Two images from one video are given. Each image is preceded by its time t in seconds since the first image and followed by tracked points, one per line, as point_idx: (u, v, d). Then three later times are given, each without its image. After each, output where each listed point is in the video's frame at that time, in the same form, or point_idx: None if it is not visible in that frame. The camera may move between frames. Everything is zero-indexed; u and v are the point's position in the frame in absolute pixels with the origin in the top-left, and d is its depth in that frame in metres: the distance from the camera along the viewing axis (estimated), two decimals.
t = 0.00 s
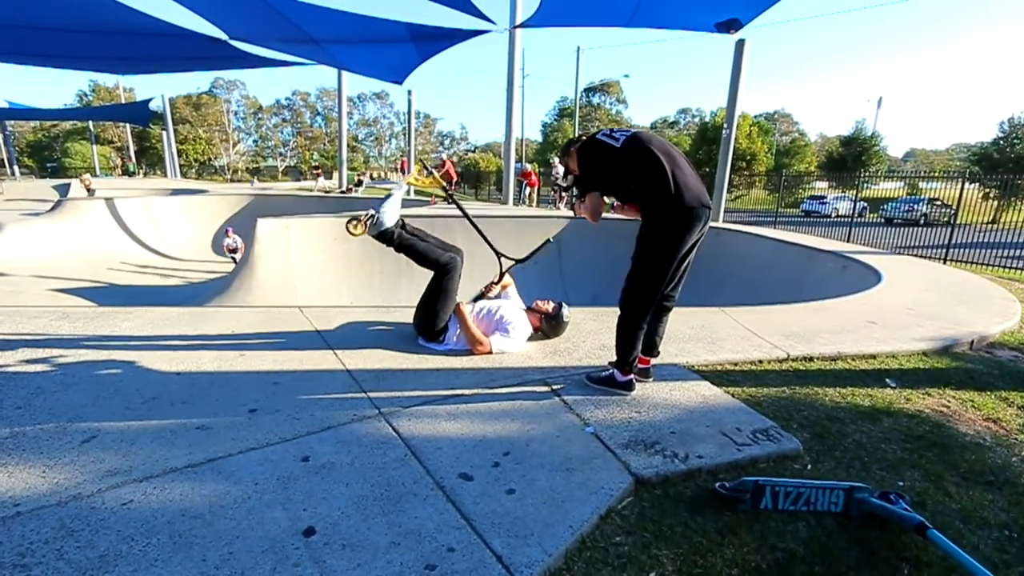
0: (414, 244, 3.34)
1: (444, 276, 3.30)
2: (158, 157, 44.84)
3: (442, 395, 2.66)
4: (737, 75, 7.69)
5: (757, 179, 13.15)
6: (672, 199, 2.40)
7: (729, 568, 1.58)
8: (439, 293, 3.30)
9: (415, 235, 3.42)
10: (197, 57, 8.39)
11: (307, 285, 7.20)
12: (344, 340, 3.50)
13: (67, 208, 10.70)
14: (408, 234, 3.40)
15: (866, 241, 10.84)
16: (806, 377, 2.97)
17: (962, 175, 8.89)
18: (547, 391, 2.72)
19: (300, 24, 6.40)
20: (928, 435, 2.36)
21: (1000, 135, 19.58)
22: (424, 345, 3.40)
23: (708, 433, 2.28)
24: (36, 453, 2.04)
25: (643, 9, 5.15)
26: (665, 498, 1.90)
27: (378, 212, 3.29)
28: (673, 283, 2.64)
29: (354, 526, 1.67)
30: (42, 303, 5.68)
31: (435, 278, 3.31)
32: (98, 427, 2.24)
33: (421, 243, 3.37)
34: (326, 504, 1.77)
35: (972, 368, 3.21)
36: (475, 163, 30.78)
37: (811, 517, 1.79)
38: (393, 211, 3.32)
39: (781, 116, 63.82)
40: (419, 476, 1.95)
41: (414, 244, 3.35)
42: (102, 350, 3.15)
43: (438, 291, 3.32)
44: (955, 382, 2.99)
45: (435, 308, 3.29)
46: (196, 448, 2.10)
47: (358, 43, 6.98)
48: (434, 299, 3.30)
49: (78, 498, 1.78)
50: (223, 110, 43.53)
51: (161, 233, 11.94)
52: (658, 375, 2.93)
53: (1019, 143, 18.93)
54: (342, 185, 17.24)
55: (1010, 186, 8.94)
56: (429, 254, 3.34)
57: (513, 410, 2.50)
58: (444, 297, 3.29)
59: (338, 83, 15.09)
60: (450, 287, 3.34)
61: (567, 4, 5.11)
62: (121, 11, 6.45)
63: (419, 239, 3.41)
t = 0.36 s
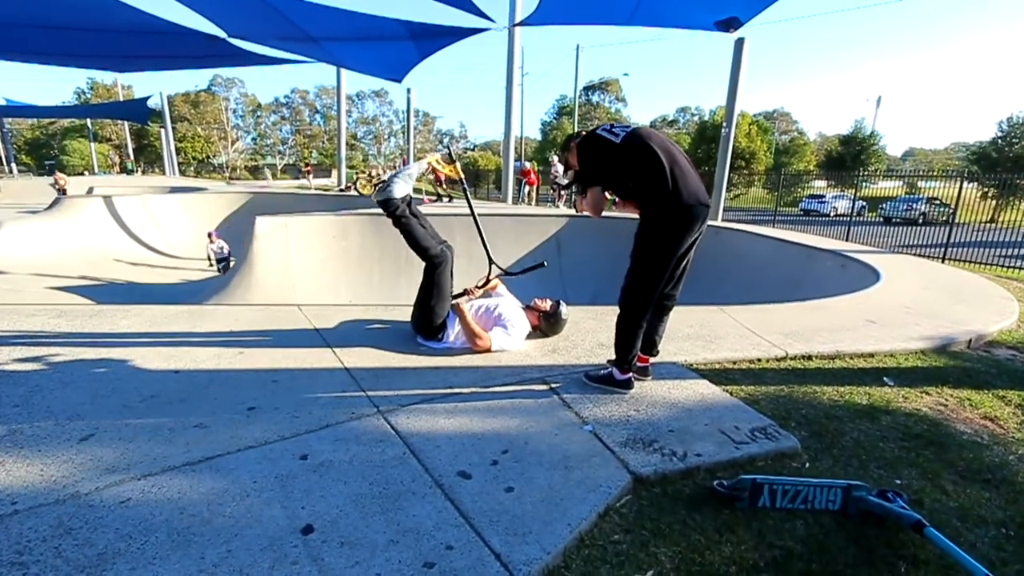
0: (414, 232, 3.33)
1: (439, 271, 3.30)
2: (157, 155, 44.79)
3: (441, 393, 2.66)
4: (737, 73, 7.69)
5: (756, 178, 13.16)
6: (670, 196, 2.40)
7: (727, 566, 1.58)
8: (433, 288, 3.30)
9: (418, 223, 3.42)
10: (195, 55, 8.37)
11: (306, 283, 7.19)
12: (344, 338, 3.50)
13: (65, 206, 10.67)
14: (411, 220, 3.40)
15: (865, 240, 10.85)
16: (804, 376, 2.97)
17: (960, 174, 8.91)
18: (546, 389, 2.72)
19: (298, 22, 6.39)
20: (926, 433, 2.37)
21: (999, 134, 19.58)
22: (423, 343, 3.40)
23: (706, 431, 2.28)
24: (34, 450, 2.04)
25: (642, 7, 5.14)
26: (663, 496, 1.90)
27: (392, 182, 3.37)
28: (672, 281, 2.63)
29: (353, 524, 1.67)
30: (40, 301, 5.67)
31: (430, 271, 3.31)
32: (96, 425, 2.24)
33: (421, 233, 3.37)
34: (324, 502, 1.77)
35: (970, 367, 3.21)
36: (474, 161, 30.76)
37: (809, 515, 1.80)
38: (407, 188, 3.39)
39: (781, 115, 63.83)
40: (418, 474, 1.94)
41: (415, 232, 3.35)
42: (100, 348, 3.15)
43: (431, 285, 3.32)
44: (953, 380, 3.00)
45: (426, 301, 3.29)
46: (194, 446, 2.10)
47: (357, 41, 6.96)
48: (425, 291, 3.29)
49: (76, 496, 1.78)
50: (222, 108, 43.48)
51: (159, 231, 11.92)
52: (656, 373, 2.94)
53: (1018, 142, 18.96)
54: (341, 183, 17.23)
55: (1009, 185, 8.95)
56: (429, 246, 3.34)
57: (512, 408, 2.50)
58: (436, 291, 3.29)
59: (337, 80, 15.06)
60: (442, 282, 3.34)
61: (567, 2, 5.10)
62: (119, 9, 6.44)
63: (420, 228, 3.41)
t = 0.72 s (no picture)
0: (410, 233, 3.32)
1: (435, 273, 3.30)
2: (150, 156, 44.55)
3: (436, 395, 2.66)
4: (730, 75, 7.73)
5: (750, 179, 13.23)
6: (663, 198, 2.41)
7: (722, 566, 1.58)
8: (428, 289, 3.30)
9: (414, 223, 3.40)
10: (189, 57, 8.34)
11: (300, 285, 7.16)
12: (338, 340, 3.49)
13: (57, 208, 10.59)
14: (408, 220, 3.37)
15: (858, 240, 10.94)
16: (798, 376, 2.99)
17: (951, 175, 8.99)
18: (541, 391, 2.73)
19: (293, 24, 6.38)
20: (918, 433, 2.39)
21: (989, 135, 19.77)
22: (418, 345, 3.40)
23: (701, 432, 2.29)
24: (25, 455, 2.02)
25: (636, 10, 5.16)
26: (658, 497, 1.90)
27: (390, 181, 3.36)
28: (666, 283, 2.64)
29: (348, 527, 1.67)
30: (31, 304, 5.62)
31: (425, 273, 3.31)
32: (88, 429, 2.22)
33: (417, 234, 3.35)
34: (319, 505, 1.76)
35: (961, 366, 3.24)
36: (469, 162, 30.75)
37: (803, 515, 1.81)
38: (406, 190, 3.38)
39: (774, 117, 64.20)
40: (413, 476, 1.94)
41: (411, 233, 3.33)
42: (92, 351, 3.12)
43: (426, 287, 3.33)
44: (945, 380, 3.02)
45: (421, 304, 3.30)
46: (188, 449, 2.09)
47: (351, 43, 6.95)
48: (420, 294, 3.31)
49: (69, 500, 1.77)
50: (216, 109, 43.29)
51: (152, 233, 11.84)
52: (651, 374, 2.94)
53: (1007, 144, 19.17)
54: (335, 185, 17.18)
55: (998, 186, 9.05)
56: (425, 247, 3.33)
57: (507, 410, 2.50)
58: (431, 294, 3.30)
59: (332, 82, 15.03)
60: (437, 284, 3.36)
61: (561, 4, 5.12)
62: (112, 11, 6.41)
63: (416, 228, 3.39)
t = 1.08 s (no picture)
0: (405, 234, 3.31)
1: (430, 273, 3.29)
2: (141, 155, 44.21)
3: (430, 395, 2.66)
4: (723, 76, 7.77)
5: (743, 180, 13.31)
6: (656, 197, 2.42)
7: (715, 564, 1.59)
8: (423, 289, 3.29)
9: (409, 223, 3.39)
10: (181, 56, 8.28)
11: (293, 285, 7.13)
12: (332, 340, 3.48)
13: (46, 207, 10.49)
14: (403, 220, 3.36)
15: (849, 240, 11.02)
16: (790, 375, 3.01)
17: (941, 176, 9.08)
18: (535, 390, 2.73)
19: (286, 23, 6.35)
20: (908, 431, 2.41)
21: (978, 137, 19.99)
22: (412, 344, 3.39)
23: (694, 431, 2.30)
24: (15, 456, 2.00)
25: (630, 11, 5.18)
26: (651, 496, 1.91)
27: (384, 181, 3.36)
28: (659, 283, 2.65)
29: (341, 527, 1.66)
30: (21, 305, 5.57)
31: (420, 274, 3.29)
32: (78, 430, 2.20)
33: (412, 234, 3.34)
34: (312, 505, 1.76)
35: (951, 365, 3.28)
36: (463, 162, 30.71)
37: (795, 513, 1.82)
38: (399, 189, 3.38)
39: (767, 117, 64.56)
40: (407, 477, 1.94)
41: (406, 233, 3.32)
42: (82, 351, 3.09)
43: (421, 287, 3.33)
44: (935, 379, 3.05)
45: (417, 304, 3.29)
46: (180, 450, 2.07)
47: (345, 42, 6.92)
48: (416, 294, 3.30)
49: (59, 502, 1.75)
50: (208, 108, 43.02)
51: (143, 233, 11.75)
52: (645, 373, 2.95)
53: (996, 145, 19.39)
54: (329, 185, 17.10)
55: (987, 187, 9.15)
56: (420, 247, 3.31)
57: (501, 409, 2.50)
58: (427, 294, 3.29)
59: (325, 81, 14.98)
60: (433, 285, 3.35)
61: (555, 5, 5.13)
62: (103, 10, 6.36)
63: (411, 228, 3.38)
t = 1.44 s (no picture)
0: (398, 232, 3.30)
1: (424, 271, 3.27)
2: (134, 149, 43.86)
3: (423, 392, 2.65)
4: (719, 77, 7.79)
5: (737, 180, 13.36)
6: (650, 197, 2.43)
7: (706, 562, 1.60)
8: (416, 287, 3.28)
9: (402, 221, 3.38)
10: (174, 50, 8.21)
11: (287, 281, 7.10)
12: (325, 337, 3.47)
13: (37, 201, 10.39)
14: (396, 218, 3.35)
15: (842, 241, 11.09)
16: (782, 375, 3.03)
17: (933, 178, 9.15)
18: (528, 388, 2.73)
19: (280, 18, 6.31)
20: (898, 431, 2.43)
21: (970, 139, 20.15)
22: (406, 342, 3.39)
23: (686, 429, 2.31)
24: (3, 452, 1.98)
25: (626, 10, 5.18)
26: (644, 494, 1.92)
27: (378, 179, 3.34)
28: (653, 281, 2.66)
29: (333, 524, 1.66)
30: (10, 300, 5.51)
31: (414, 271, 3.28)
32: (68, 426, 2.18)
33: (406, 232, 3.33)
34: (304, 502, 1.75)
35: (941, 366, 3.31)
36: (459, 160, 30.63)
37: (786, 511, 1.83)
38: (392, 188, 3.36)
39: (762, 118, 64.81)
40: (399, 474, 1.94)
41: (399, 231, 3.31)
42: (72, 347, 3.07)
43: (415, 285, 3.31)
44: (925, 379, 3.08)
45: (410, 302, 3.28)
46: (171, 447, 2.06)
47: (340, 38, 6.89)
48: (410, 292, 3.29)
49: (48, 498, 1.74)
50: (201, 103, 42.70)
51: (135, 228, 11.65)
52: (638, 372, 2.96)
53: (988, 148, 19.54)
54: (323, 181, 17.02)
55: (979, 189, 9.22)
56: (414, 245, 3.30)
57: (494, 407, 2.51)
58: (420, 292, 3.27)
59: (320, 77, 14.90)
60: (426, 282, 3.33)
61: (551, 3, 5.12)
62: (95, 2, 6.29)
63: (404, 227, 3.38)
